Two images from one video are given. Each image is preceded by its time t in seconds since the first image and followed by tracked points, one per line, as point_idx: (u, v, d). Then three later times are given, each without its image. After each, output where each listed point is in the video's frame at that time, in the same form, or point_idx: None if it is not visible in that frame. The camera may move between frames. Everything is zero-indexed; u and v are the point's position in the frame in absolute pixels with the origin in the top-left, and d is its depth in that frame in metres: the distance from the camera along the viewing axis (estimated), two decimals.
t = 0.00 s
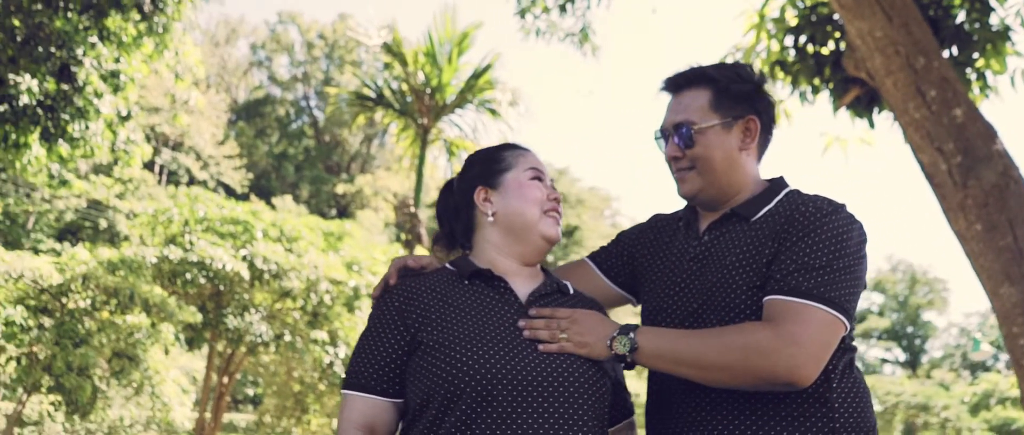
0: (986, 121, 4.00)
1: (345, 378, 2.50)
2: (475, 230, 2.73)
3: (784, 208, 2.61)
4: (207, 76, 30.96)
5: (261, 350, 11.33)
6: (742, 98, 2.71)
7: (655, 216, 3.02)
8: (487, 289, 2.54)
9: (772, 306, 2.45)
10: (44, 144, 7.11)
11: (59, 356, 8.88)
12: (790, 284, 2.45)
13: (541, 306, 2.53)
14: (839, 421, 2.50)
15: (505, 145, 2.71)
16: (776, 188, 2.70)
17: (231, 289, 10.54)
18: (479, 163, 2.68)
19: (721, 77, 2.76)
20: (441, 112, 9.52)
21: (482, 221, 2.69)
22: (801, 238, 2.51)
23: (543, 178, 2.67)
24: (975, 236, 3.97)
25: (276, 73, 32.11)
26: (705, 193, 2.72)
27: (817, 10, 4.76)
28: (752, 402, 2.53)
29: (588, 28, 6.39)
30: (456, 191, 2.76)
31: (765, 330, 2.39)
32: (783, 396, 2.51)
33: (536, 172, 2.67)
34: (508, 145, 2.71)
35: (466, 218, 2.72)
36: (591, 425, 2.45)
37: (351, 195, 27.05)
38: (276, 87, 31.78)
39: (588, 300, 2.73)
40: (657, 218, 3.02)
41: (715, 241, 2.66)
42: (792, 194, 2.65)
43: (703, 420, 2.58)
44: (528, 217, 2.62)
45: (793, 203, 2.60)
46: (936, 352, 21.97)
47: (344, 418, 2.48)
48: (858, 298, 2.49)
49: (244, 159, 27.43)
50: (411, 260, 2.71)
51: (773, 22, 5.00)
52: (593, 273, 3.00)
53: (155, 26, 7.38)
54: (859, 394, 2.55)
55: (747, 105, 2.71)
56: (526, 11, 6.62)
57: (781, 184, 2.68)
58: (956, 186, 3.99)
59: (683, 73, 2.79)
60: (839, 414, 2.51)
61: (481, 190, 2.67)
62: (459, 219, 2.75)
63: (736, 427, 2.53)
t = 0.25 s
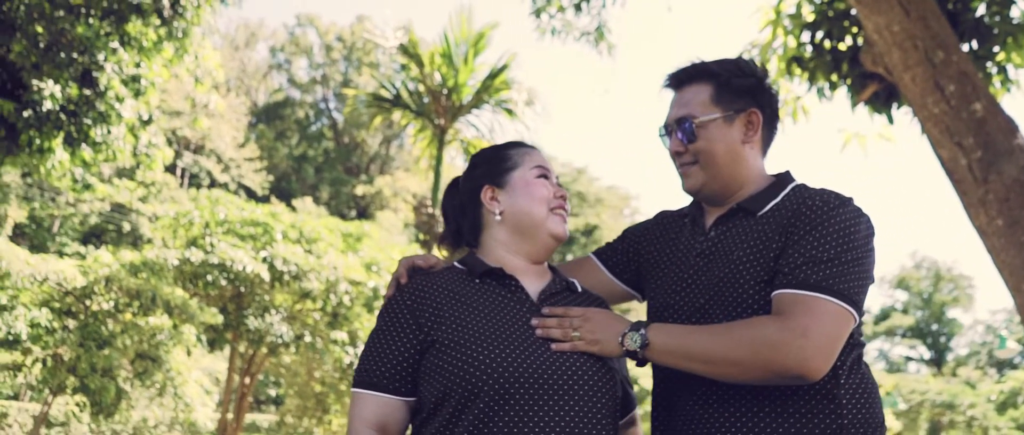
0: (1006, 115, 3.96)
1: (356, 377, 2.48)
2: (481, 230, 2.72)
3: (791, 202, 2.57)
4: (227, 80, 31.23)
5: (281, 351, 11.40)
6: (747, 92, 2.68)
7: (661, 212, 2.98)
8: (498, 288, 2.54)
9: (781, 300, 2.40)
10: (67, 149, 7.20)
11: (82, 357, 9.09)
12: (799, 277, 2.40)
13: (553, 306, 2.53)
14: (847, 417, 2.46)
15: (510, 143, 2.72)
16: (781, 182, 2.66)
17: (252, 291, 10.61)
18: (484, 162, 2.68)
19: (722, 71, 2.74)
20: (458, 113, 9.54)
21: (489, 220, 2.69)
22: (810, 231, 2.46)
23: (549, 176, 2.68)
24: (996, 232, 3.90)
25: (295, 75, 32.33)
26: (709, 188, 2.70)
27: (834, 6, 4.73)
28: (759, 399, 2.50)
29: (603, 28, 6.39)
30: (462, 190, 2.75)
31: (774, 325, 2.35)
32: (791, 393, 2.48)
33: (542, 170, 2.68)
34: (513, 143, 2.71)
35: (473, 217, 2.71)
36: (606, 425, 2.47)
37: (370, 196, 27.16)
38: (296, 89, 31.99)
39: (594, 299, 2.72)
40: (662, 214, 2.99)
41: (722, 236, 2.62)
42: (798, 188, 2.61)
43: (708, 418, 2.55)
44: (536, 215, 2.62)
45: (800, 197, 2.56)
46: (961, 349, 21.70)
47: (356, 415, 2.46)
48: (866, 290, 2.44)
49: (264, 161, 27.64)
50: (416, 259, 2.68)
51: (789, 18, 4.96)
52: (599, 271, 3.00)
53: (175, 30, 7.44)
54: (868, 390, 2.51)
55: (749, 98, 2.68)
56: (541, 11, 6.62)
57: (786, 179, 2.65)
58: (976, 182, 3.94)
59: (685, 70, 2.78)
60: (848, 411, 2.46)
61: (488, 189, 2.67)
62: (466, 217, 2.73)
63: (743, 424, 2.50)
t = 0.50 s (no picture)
0: None
1: (370, 377, 2.48)
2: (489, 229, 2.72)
3: (796, 195, 2.54)
4: (246, 83, 31.47)
5: (301, 351, 11.47)
6: (751, 85, 2.65)
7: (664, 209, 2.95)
8: (509, 286, 2.54)
9: (791, 295, 2.38)
10: (89, 153, 7.32)
11: (105, 359, 9.28)
12: (809, 271, 2.37)
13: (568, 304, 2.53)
14: (854, 414, 2.44)
15: (516, 141, 2.72)
16: (787, 176, 2.63)
17: (272, 292, 10.70)
18: (490, 161, 2.68)
19: (724, 65, 2.71)
20: (474, 113, 9.54)
21: (496, 219, 2.69)
22: (816, 223, 2.43)
23: (555, 173, 2.68)
24: (1016, 227, 3.83)
25: (313, 77, 32.53)
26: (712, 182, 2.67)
27: (850, 1, 4.69)
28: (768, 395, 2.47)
29: (618, 26, 6.37)
30: (469, 189, 2.75)
31: (785, 318, 2.33)
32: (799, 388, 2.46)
33: (548, 168, 2.67)
34: (519, 141, 2.71)
35: (481, 216, 2.71)
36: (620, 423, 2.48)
37: (389, 197, 27.23)
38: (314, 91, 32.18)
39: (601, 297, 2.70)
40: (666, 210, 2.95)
41: (727, 231, 2.60)
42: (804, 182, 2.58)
43: (713, 414, 2.52)
44: (543, 212, 2.62)
45: (805, 190, 2.53)
46: (986, 347, 21.43)
47: (370, 414, 2.46)
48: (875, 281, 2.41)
49: (283, 163, 27.84)
50: (424, 261, 2.67)
51: (804, 13, 4.93)
52: (603, 268, 2.97)
53: (194, 34, 7.49)
54: (874, 385, 2.49)
55: (751, 91, 2.65)
56: (556, 10, 6.62)
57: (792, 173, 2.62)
58: (996, 177, 3.87)
59: (687, 64, 2.75)
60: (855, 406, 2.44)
61: (495, 188, 2.67)
62: (474, 216, 2.73)
63: (749, 422, 2.48)
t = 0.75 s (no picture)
0: None
1: (380, 376, 2.38)
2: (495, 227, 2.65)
3: (802, 187, 2.46)
4: (264, 85, 31.71)
5: (319, 351, 11.53)
6: (752, 79, 2.60)
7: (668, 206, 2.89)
8: (519, 282, 2.47)
9: (801, 291, 2.30)
10: (109, 156, 7.44)
11: (126, 359, 9.38)
12: (819, 266, 2.29)
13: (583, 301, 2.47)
14: (857, 411, 2.36)
15: (520, 138, 2.67)
16: (791, 169, 2.56)
17: (290, 293, 10.80)
18: (495, 158, 2.63)
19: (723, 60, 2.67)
20: (489, 112, 9.53)
21: (502, 217, 2.62)
22: (823, 217, 2.36)
23: (561, 170, 2.63)
24: None
25: (330, 79, 32.72)
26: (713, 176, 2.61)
27: None
28: (770, 390, 2.39)
29: (632, 23, 6.36)
30: (474, 188, 2.68)
31: (801, 314, 2.25)
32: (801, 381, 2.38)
33: (554, 164, 2.62)
34: (524, 138, 2.66)
35: (488, 214, 2.64)
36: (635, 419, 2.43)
37: (406, 198, 27.27)
38: (331, 93, 32.36)
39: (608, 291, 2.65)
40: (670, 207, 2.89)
41: (732, 225, 2.52)
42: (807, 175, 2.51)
43: (713, 411, 2.44)
44: (550, 208, 2.56)
45: (809, 184, 2.45)
46: (1011, 345, 21.16)
47: (380, 414, 2.35)
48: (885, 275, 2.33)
49: (301, 165, 28.02)
50: (433, 263, 2.63)
51: (820, 9, 4.89)
52: (606, 267, 2.91)
53: (210, 37, 7.58)
54: (877, 381, 2.41)
55: (751, 82, 2.60)
56: (569, 9, 6.62)
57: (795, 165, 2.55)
58: (1016, 172, 3.78)
59: (687, 60, 2.72)
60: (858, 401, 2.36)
61: (501, 185, 2.61)
62: (481, 214, 2.66)
63: (748, 418, 2.40)
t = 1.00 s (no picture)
0: None
1: (389, 371, 2.35)
2: (501, 225, 2.64)
3: (808, 184, 2.37)
4: (283, 88, 31.95)
5: (338, 351, 11.60)
6: (753, 74, 2.53)
7: (673, 204, 2.82)
8: (528, 278, 2.44)
9: (816, 289, 2.18)
10: (128, 160, 7.52)
11: (147, 360, 9.44)
12: (834, 262, 2.17)
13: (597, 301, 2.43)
14: (861, 411, 2.24)
15: (524, 136, 2.66)
16: (793, 165, 2.49)
17: (308, 294, 10.88)
18: (498, 156, 2.63)
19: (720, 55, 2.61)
20: (504, 112, 9.52)
21: (507, 215, 2.61)
22: (831, 210, 2.26)
23: (566, 166, 2.62)
24: None
25: (348, 81, 32.89)
26: (714, 172, 2.54)
27: None
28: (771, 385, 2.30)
29: (647, 21, 6.33)
30: (479, 186, 2.68)
31: (821, 312, 2.13)
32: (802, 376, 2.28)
33: (558, 160, 2.61)
34: (528, 135, 2.66)
35: (492, 212, 2.64)
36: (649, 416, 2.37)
37: (424, 198, 27.31)
38: (348, 95, 32.52)
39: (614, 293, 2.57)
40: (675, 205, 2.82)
41: (738, 223, 2.43)
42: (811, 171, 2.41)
43: (712, 408, 2.36)
44: (554, 204, 2.55)
45: (815, 179, 2.36)
46: None
47: (391, 412, 2.32)
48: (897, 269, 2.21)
49: (320, 166, 28.18)
50: (439, 261, 2.59)
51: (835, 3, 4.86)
52: (611, 264, 2.86)
53: (227, 41, 7.55)
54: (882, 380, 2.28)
55: (751, 77, 2.53)
56: (584, 7, 6.59)
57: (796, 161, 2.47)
58: None
59: (687, 56, 2.67)
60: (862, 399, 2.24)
61: (506, 183, 2.60)
62: (486, 212, 2.66)
63: (746, 414, 2.31)
